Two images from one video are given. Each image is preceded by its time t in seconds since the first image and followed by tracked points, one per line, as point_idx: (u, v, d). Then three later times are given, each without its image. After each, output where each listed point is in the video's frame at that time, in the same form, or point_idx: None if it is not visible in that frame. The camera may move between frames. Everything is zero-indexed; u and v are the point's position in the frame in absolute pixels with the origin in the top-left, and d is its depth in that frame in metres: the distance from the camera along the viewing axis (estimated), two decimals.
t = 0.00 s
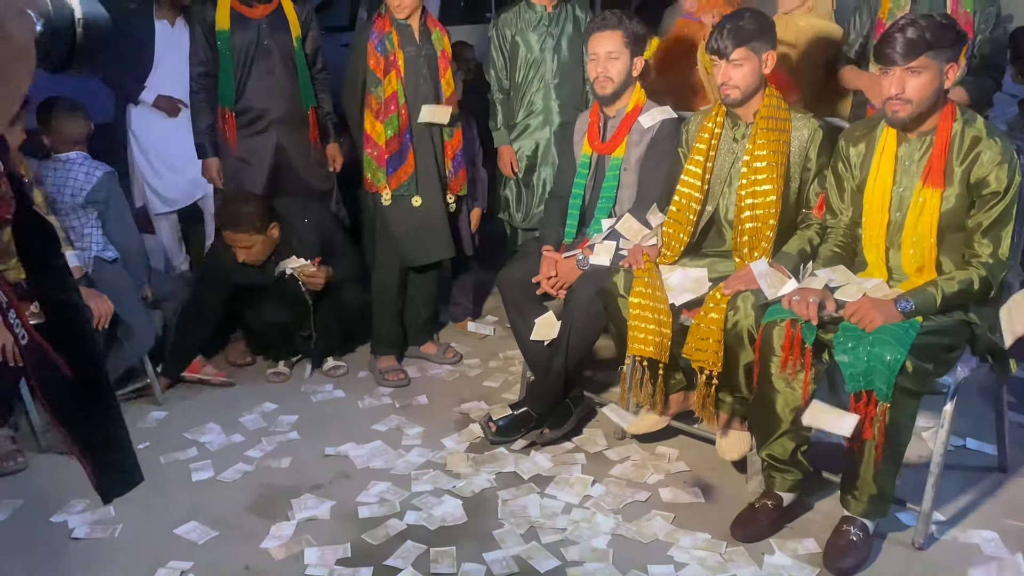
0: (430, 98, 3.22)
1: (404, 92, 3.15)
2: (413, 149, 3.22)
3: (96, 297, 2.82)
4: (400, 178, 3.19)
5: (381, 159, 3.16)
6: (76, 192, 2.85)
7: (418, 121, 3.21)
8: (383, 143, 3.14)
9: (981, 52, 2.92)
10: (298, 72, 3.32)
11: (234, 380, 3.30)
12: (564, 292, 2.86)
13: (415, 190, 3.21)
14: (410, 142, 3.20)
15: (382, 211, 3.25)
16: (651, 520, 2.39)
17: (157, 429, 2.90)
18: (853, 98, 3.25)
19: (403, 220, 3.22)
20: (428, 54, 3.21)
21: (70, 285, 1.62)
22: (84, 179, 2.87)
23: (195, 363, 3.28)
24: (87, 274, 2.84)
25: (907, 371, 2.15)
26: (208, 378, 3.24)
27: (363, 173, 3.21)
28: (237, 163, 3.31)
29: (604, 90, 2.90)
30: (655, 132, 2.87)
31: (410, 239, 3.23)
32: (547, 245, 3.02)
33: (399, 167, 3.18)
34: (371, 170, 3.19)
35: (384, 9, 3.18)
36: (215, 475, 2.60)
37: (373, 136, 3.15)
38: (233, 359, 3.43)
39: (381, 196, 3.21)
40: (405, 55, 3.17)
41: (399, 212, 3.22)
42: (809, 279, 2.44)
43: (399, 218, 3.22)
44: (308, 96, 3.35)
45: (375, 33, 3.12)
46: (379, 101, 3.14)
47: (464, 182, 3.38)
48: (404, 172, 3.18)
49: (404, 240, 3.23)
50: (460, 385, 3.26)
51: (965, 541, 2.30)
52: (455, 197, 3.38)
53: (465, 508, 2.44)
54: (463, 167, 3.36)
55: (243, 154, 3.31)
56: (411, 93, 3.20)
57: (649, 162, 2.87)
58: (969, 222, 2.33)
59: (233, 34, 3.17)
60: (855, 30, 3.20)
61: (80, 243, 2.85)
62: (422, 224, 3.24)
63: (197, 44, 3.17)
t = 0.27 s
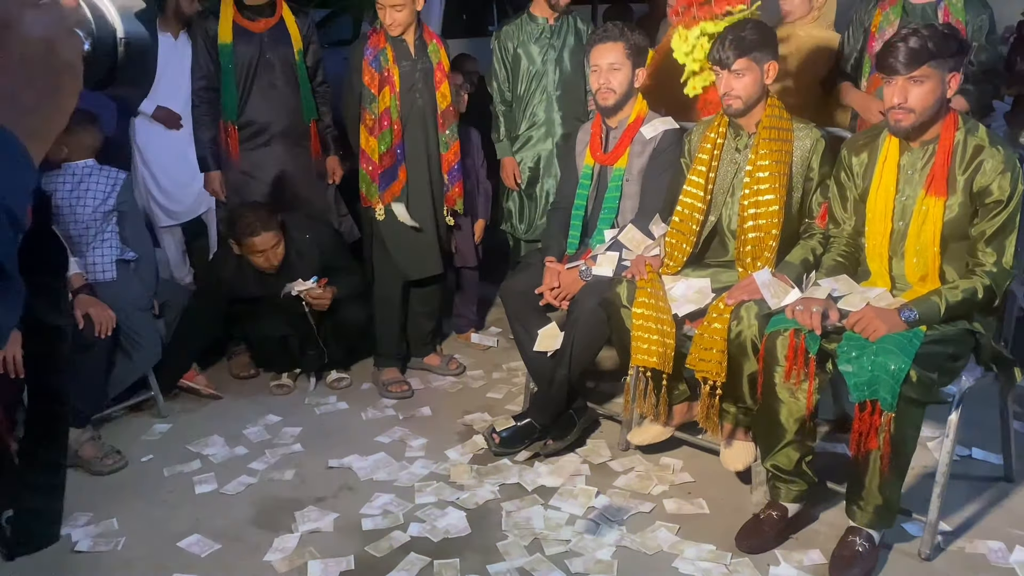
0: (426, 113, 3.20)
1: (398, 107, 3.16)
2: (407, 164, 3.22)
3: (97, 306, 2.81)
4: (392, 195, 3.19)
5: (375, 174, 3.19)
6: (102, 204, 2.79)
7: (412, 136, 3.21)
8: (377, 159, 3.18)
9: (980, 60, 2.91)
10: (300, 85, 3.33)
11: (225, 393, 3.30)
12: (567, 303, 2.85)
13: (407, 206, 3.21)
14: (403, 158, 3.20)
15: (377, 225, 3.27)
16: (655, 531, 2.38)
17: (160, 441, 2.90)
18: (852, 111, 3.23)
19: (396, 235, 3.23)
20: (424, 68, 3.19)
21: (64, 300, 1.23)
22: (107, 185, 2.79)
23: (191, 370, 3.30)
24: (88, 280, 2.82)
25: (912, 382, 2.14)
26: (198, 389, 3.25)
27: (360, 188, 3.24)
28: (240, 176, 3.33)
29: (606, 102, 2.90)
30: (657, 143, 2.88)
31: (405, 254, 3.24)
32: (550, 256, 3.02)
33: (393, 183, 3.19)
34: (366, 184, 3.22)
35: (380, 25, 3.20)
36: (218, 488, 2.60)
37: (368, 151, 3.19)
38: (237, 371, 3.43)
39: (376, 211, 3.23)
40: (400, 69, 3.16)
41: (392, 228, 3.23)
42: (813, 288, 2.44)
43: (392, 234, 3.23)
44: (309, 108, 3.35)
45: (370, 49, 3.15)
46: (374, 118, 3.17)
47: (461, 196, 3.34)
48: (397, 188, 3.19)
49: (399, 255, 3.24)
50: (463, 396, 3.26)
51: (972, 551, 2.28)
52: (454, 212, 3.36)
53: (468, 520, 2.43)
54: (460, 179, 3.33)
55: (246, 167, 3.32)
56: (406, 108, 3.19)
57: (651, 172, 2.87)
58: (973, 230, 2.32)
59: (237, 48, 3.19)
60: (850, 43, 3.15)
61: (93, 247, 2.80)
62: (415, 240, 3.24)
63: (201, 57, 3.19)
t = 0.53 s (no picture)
0: (426, 126, 3.21)
1: (398, 119, 3.17)
2: (407, 177, 3.22)
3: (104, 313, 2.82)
4: (392, 207, 3.20)
5: (375, 186, 3.20)
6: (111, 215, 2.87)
7: (412, 149, 3.22)
8: (377, 171, 3.19)
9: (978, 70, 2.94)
10: (300, 96, 3.35)
11: (228, 404, 3.30)
12: (570, 312, 2.85)
13: (407, 217, 3.22)
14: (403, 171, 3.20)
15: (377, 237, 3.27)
16: (659, 542, 2.37)
17: (163, 453, 2.91)
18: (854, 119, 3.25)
19: (398, 246, 3.24)
20: (425, 80, 3.20)
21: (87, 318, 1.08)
22: (116, 199, 2.88)
23: (195, 380, 3.31)
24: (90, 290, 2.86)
25: (915, 391, 2.14)
26: (201, 398, 3.26)
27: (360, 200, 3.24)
28: (242, 188, 3.34)
29: (608, 112, 2.91)
30: (658, 153, 2.89)
31: (407, 264, 3.25)
32: (552, 265, 3.02)
33: (393, 195, 3.19)
34: (367, 197, 3.23)
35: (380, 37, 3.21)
36: (221, 499, 2.60)
37: (369, 163, 3.20)
38: (240, 382, 3.44)
39: (376, 222, 3.23)
40: (401, 82, 3.18)
41: (392, 240, 3.23)
42: (815, 297, 2.44)
43: (394, 245, 3.24)
44: (310, 120, 3.37)
45: (371, 62, 3.16)
46: (374, 130, 3.18)
47: (462, 208, 3.33)
48: (396, 200, 3.19)
49: (402, 266, 3.26)
50: (466, 406, 3.26)
51: (978, 561, 2.27)
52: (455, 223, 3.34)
53: (472, 531, 2.43)
54: (460, 191, 3.31)
55: (249, 179, 3.33)
56: (406, 121, 3.21)
57: (653, 181, 2.88)
58: (975, 239, 2.32)
59: (238, 60, 3.20)
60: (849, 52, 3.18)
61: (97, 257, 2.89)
62: (417, 251, 3.25)
63: (203, 70, 3.20)
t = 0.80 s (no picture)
0: (427, 132, 3.22)
1: (398, 125, 3.17)
2: (407, 183, 3.23)
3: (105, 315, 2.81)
4: (392, 213, 3.20)
5: (375, 192, 3.21)
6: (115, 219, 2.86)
7: (412, 155, 3.22)
8: (377, 176, 3.19)
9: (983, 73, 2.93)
10: (300, 102, 3.35)
11: (228, 410, 3.30)
12: (570, 318, 2.84)
13: (407, 222, 3.22)
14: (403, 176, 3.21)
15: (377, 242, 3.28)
16: (660, 548, 2.37)
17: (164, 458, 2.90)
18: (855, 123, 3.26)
19: (397, 251, 3.24)
20: (425, 86, 3.20)
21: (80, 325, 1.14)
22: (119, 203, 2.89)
23: (194, 386, 3.30)
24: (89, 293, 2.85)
25: (916, 396, 2.14)
26: (201, 404, 3.25)
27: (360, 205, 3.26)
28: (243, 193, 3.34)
29: (608, 117, 2.92)
30: (659, 158, 2.89)
31: (406, 270, 3.25)
32: (552, 270, 3.02)
33: (392, 200, 3.21)
34: (366, 202, 3.24)
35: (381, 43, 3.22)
36: (221, 505, 2.60)
37: (369, 168, 3.21)
38: (240, 388, 3.43)
39: (375, 228, 3.25)
40: (401, 88, 3.17)
41: (392, 245, 3.24)
42: (816, 302, 2.44)
43: (393, 250, 3.24)
44: (310, 126, 3.37)
45: (371, 68, 3.17)
46: (374, 135, 3.18)
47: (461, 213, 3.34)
48: (396, 206, 3.20)
49: (402, 271, 3.26)
50: (467, 412, 3.26)
51: (981, 567, 2.26)
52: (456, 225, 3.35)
53: (472, 537, 2.42)
54: (460, 197, 3.32)
55: (249, 185, 3.33)
56: (406, 127, 3.21)
57: (653, 186, 2.88)
58: (976, 243, 2.32)
59: (238, 66, 3.20)
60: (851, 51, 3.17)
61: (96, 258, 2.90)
62: (418, 257, 3.25)
63: (203, 76, 3.20)
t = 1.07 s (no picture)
0: (430, 140, 3.24)
1: (399, 131, 3.19)
2: (407, 187, 3.24)
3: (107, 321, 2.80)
4: (392, 217, 3.21)
5: (376, 195, 3.21)
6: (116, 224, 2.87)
7: (414, 160, 3.25)
8: (378, 179, 3.19)
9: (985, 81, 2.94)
10: (302, 108, 3.36)
11: (230, 415, 3.30)
12: (570, 323, 2.87)
13: (408, 227, 3.24)
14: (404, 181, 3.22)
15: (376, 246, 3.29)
16: (661, 553, 2.37)
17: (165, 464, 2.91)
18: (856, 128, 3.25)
19: (397, 254, 3.26)
20: (428, 94, 3.21)
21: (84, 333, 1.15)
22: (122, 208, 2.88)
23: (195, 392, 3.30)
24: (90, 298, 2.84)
25: (917, 401, 2.14)
26: (202, 409, 3.25)
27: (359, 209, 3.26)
28: (245, 199, 3.34)
29: (609, 124, 2.93)
30: (659, 164, 2.90)
31: (406, 274, 3.26)
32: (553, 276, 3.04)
33: (394, 204, 3.21)
34: (366, 204, 3.24)
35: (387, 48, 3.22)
36: (222, 510, 2.60)
37: (369, 171, 3.21)
38: (242, 394, 3.43)
39: (375, 230, 3.26)
40: (404, 94, 3.19)
41: (392, 248, 3.26)
42: (816, 307, 2.45)
43: (392, 254, 3.27)
44: (312, 132, 3.39)
45: (376, 72, 3.16)
46: (376, 140, 3.18)
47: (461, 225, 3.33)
48: (397, 210, 3.21)
49: (402, 274, 3.27)
50: (468, 417, 3.26)
51: (982, 573, 2.26)
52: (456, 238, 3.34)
53: (473, 542, 2.42)
54: (462, 209, 3.31)
55: (251, 192, 3.34)
56: (405, 133, 3.23)
57: (654, 192, 2.89)
58: (976, 249, 2.33)
59: (240, 72, 3.21)
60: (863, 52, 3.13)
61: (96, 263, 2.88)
62: (418, 262, 3.27)
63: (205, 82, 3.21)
